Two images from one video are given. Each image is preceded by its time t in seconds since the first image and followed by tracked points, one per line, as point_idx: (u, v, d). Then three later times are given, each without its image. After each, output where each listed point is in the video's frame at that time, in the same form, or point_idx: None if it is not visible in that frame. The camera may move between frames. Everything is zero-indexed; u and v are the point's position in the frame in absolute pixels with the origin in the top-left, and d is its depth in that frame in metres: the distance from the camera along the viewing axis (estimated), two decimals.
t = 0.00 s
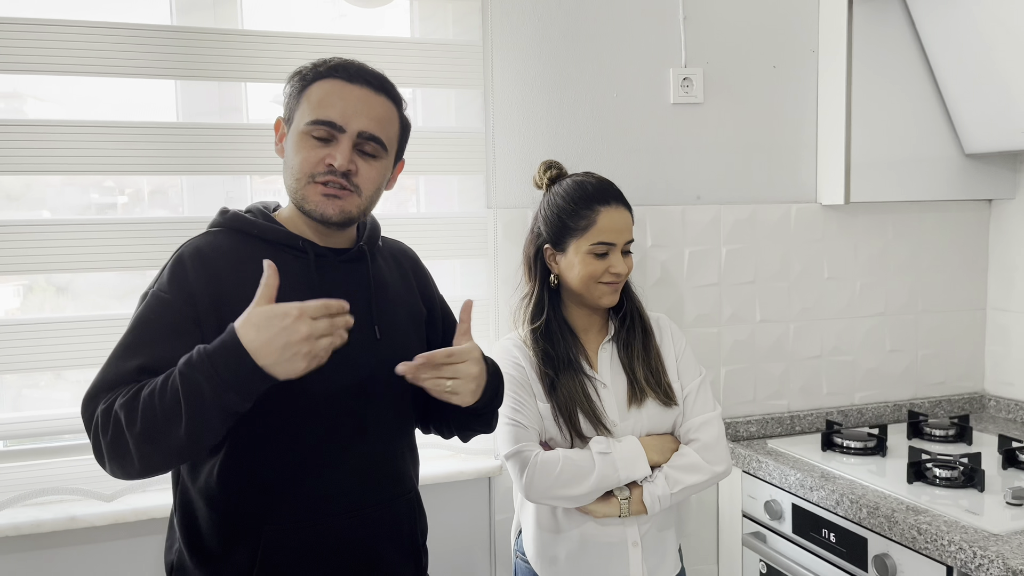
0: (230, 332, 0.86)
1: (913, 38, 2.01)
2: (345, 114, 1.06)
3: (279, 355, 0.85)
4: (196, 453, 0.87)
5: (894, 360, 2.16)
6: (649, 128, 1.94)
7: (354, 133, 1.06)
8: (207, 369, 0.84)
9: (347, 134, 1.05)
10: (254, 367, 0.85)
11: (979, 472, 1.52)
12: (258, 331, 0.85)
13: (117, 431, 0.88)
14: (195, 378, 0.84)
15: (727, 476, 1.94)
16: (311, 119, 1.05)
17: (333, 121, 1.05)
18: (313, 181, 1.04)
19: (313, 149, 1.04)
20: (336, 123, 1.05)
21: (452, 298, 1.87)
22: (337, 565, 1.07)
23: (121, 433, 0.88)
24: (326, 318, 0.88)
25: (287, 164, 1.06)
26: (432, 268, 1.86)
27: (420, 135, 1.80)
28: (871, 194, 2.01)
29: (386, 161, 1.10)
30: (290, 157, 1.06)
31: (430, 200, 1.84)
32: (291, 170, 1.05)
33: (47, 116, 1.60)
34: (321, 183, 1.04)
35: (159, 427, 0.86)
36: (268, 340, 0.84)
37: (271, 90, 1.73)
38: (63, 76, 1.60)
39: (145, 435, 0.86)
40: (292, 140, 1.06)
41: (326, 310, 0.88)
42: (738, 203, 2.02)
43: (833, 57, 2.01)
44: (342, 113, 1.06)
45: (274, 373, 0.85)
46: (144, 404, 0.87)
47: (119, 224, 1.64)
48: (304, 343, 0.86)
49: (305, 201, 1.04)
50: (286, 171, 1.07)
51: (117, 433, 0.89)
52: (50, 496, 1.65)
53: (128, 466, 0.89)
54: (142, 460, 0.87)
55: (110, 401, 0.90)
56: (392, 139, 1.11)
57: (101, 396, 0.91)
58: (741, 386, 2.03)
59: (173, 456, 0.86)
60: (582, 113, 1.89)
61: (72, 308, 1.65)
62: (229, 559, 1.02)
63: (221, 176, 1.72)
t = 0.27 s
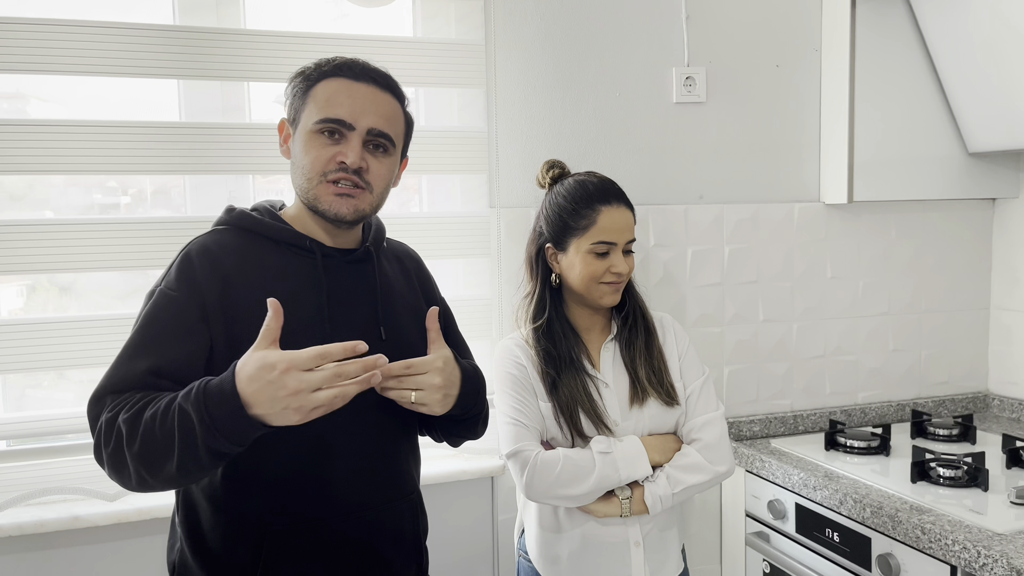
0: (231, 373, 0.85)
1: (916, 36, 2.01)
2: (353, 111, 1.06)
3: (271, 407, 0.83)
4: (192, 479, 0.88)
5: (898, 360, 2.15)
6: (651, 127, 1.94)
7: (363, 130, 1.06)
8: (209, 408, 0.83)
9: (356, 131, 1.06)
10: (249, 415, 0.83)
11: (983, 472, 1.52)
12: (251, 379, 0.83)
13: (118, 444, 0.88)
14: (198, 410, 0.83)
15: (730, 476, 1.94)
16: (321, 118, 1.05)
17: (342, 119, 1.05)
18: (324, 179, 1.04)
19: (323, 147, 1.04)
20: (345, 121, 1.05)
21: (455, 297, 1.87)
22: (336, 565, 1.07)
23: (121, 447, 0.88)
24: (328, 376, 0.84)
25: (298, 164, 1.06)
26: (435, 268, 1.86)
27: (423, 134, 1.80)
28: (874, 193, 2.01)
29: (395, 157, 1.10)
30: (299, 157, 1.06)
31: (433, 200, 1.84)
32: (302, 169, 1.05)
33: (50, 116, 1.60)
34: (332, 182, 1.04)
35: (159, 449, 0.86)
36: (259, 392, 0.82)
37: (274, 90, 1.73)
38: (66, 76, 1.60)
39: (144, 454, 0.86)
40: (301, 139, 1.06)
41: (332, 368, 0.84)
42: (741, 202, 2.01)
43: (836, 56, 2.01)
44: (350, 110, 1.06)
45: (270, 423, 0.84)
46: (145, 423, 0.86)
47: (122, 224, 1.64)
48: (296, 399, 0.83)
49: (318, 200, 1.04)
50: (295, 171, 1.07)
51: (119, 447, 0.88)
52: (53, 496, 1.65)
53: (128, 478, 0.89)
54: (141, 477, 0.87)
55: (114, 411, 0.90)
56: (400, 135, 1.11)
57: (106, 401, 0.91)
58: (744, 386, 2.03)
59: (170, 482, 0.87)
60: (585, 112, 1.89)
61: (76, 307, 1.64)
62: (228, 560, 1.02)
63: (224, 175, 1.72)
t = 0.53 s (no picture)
0: (268, 355, 0.86)
1: (918, 35, 2.01)
2: (353, 112, 1.06)
3: (300, 382, 0.83)
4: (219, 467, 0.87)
5: (900, 359, 2.15)
6: (652, 127, 1.93)
7: (362, 131, 1.06)
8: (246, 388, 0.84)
9: (357, 132, 1.06)
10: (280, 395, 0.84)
11: (986, 471, 1.52)
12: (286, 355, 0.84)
13: (136, 436, 0.87)
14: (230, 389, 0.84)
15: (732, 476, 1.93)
16: (321, 119, 1.05)
17: (342, 120, 1.05)
18: (324, 181, 1.04)
19: (323, 148, 1.04)
20: (345, 122, 1.05)
21: (457, 297, 1.87)
22: (339, 565, 1.06)
23: (138, 439, 0.87)
24: (358, 354, 0.84)
25: (297, 165, 1.06)
26: (436, 269, 1.86)
27: (424, 134, 1.80)
28: (876, 193, 2.00)
29: (394, 158, 1.10)
30: (299, 158, 1.06)
31: (434, 201, 1.84)
32: (302, 170, 1.05)
33: (52, 117, 1.60)
34: (331, 183, 1.04)
35: (187, 433, 0.86)
36: (291, 368, 0.83)
37: (275, 90, 1.73)
38: (68, 77, 1.60)
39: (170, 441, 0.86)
40: (301, 140, 1.06)
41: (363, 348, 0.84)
42: (742, 202, 2.01)
43: (837, 55, 2.01)
44: (350, 110, 1.06)
45: (298, 404, 0.84)
46: (172, 409, 0.86)
47: (124, 224, 1.64)
48: (325, 375, 0.83)
49: (317, 201, 1.05)
50: (294, 171, 1.07)
51: (136, 440, 0.87)
52: (55, 497, 1.65)
53: (145, 474, 0.88)
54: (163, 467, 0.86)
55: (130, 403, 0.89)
56: (399, 136, 1.11)
57: (117, 397, 0.90)
58: (746, 386, 2.02)
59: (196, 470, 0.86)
60: (586, 112, 1.89)
61: (77, 307, 1.65)
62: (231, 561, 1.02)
63: (225, 176, 1.72)
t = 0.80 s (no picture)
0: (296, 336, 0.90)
1: (917, 36, 2.01)
2: (358, 112, 1.06)
3: (334, 360, 0.87)
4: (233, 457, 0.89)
5: (900, 359, 2.15)
6: (652, 127, 1.94)
7: (367, 132, 1.06)
8: (276, 373, 0.87)
9: (361, 133, 1.06)
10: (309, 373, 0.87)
11: (986, 471, 1.52)
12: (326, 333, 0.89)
13: (151, 424, 0.87)
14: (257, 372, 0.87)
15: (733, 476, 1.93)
16: (325, 118, 1.05)
17: (347, 120, 1.05)
18: (326, 180, 1.04)
19: (326, 147, 1.05)
20: (350, 121, 1.05)
21: (457, 298, 1.88)
22: (341, 567, 1.07)
23: (154, 426, 0.87)
24: (393, 350, 0.90)
25: (299, 163, 1.06)
26: (437, 268, 1.87)
27: (425, 135, 1.80)
28: (876, 192, 2.01)
29: (395, 161, 1.11)
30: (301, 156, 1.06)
31: (434, 201, 1.85)
32: (303, 169, 1.05)
33: (53, 118, 1.61)
34: (333, 182, 1.04)
35: (207, 418, 0.87)
36: (330, 344, 0.88)
37: (275, 92, 1.73)
38: (68, 79, 1.60)
39: (188, 427, 0.87)
40: (304, 138, 1.06)
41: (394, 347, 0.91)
42: (742, 202, 2.01)
43: (837, 55, 2.01)
44: (355, 111, 1.06)
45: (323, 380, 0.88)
46: (193, 394, 0.88)
47: (125, 225, 1.65)
48: (360, 359, 0.89)
49: (318, 199, 1.05)
50: (296, 169, 1.07)
51: (150, 429, 0.87)
52: (56, 497, 1.66)
53: (155, 462, 0.88)
54: (179, 453, 0.87)
55: (142, 395, 0.89)
56: (401, 139, 1.12)
57: (126, 390, 0.91)
58: (747, 386, 2.03)
59: (212, 458, 0.87)
60: (586, 112, 1.89)
61: (79, 308, 1.66)
62: (234, 561, 1.02)
63: (226, 176, 1.73)
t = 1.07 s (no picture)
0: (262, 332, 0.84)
1: (917, 35, 2.01)
2: (384, 124, 1.07)
3: (298, 355, 0.81)
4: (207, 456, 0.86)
5: (901, 359, 2.15)
6: (652, 127, 1.94)
7: (393, 144, 1.08)
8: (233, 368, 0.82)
9: (388, 145, 1.07)
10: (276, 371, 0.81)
11: (986, 470, 1.52)
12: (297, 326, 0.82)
13: (132, 427, 0.87)
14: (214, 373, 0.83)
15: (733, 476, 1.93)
16: (352, 131, 1.05)
17: (375, 132, 1.06)
18: (359, 193, 1.05)
19: (357, 160, 1.05)
20: (377, 134, 1.06)
21: (457, 298, 1.88)
22: (340, 566, 1.07)
23: (135, 428, 0.87)
24: (362, 342, 0.81)
25: (327, 175, 1.06)
26: (437, 269, 1.88)
27: (425, 135, 1.81)
28: (876, 192, 2.01)
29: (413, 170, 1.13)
30: (328, 168, 1.06)
31: (433, 201, 1.86)
32: (335, 181, 1.05)
33: (53, 119, 1.61)
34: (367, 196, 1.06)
35: (176, 419, 0.85)
36: (295, 339, 0.81)
37: (275, 92, 1.74)
38: (69, 79, 1.60)
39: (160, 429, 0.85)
40: (330, 150, 1.06)
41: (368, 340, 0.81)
42: (742, 201, 2.02)
43: (837, 55, 2.01)
44: (380, 122, 1.07)
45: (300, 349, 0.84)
46: (164, 394, 0.86)
47: (125, 225, 1.65)
48: (324, 354, 0.80)
49: (352, 213, 1.05)
50: (321, 180, 1.06)
51: (133, 432, 0.87)
52: (57, 498, 1.66)
53: (141, 464, 0.88)
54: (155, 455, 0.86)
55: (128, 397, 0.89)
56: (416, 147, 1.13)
57: (118, 393, 0.91)
58: (747, 386, 2.03)
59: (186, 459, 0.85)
60: (586, 112, 1.89)
61: (79, 309, 1.66)
62: (233, 560, 1.03)
63: (227, 177, 1.74)
